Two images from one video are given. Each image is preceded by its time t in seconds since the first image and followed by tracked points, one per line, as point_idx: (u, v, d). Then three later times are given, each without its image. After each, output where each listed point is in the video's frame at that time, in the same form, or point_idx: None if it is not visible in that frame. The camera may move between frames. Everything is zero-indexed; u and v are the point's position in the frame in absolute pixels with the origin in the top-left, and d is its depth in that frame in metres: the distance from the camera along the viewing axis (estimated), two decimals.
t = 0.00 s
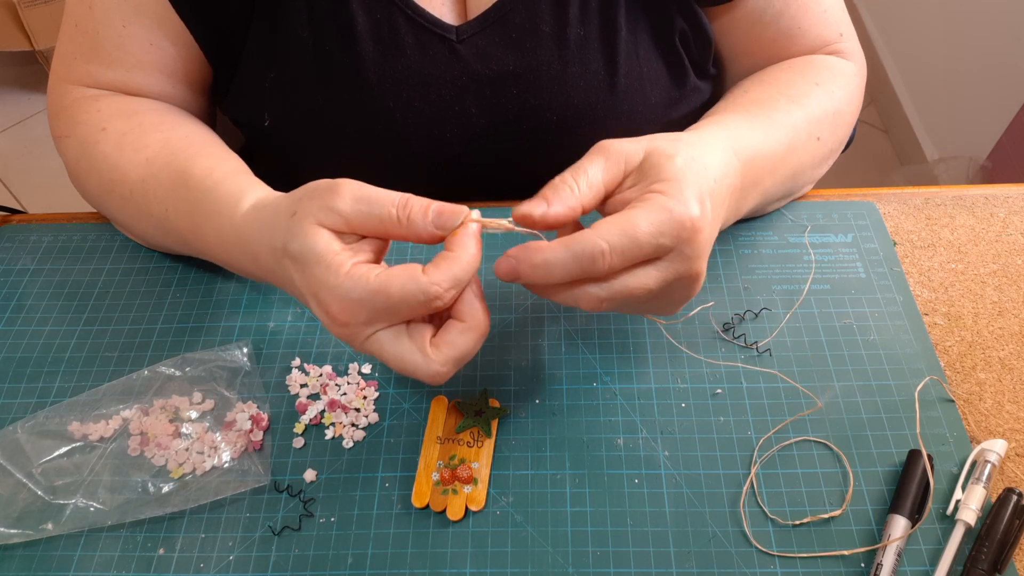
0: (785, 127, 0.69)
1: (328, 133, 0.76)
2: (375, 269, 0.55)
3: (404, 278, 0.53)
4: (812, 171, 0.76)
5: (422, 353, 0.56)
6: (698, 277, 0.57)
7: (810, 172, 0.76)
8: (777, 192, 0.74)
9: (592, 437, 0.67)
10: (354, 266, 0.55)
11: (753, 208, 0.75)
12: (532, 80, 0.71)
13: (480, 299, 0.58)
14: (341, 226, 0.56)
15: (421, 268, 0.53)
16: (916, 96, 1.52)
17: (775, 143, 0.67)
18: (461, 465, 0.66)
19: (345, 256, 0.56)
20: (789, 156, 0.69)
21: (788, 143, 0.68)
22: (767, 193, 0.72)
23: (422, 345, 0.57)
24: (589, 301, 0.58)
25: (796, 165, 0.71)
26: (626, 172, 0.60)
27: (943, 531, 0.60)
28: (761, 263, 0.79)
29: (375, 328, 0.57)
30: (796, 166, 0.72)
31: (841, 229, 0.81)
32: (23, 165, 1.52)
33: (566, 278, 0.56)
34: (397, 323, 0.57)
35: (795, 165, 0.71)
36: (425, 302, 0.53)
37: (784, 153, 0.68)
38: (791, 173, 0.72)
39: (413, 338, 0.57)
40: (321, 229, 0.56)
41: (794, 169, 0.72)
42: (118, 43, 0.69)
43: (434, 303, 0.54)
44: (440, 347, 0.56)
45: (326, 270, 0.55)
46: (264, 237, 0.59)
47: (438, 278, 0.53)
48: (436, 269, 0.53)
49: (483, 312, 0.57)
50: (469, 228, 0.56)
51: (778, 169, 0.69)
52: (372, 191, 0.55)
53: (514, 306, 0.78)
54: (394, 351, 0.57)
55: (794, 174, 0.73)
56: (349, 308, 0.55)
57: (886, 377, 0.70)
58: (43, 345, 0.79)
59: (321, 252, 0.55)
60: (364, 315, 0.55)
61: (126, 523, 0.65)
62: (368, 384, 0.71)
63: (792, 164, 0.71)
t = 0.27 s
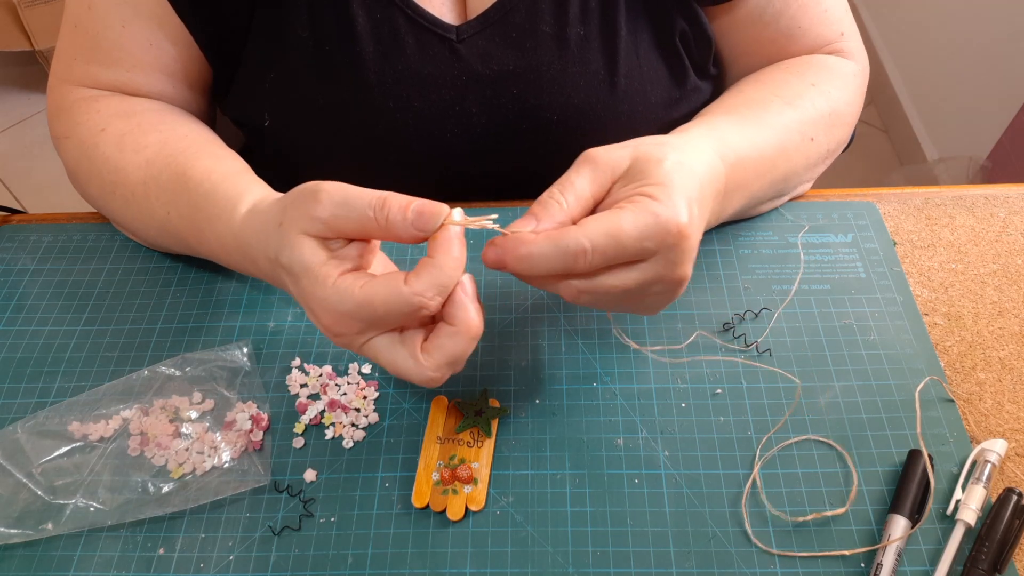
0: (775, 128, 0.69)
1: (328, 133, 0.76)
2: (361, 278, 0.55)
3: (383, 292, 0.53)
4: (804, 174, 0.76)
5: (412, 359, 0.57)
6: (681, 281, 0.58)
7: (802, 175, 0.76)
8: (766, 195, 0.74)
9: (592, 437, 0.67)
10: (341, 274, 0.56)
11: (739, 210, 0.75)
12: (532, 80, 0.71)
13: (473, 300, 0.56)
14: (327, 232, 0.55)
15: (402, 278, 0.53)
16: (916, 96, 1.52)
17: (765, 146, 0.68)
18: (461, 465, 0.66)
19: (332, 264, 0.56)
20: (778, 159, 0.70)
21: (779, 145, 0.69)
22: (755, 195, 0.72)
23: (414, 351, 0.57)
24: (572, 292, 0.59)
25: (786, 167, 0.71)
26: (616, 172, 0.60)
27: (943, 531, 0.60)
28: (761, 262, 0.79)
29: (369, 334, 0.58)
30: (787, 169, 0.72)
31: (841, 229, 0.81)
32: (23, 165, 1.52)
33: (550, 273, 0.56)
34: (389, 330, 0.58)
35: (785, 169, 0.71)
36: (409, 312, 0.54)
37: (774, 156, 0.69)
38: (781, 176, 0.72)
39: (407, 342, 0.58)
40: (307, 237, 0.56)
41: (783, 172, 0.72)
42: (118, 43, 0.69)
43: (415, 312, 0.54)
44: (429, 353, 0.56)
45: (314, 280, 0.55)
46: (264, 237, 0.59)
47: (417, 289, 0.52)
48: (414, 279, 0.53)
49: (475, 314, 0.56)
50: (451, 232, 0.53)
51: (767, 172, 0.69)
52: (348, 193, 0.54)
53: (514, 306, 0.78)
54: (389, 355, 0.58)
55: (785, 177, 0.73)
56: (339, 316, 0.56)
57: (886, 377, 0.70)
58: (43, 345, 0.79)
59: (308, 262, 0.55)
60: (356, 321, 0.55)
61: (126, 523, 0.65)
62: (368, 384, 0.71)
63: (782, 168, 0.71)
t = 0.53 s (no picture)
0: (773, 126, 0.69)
1: (328, 133, 0.76)
2: (364, 284, 0.56)
3: (383, 302, 0.53)
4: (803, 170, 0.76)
5: (418, 361, 0.57)
6: (710, 268, 0.57)
7: (802, 174, 0.75)
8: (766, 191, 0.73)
9: (592, 437, 0.67)
10: (341, 280, 0.56)
11: (742, 210, 0.75)
12: (531, 79, 0.71)
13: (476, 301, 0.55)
14: (327, 233, 0.55)
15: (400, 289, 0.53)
16: (916, 96, 1.52)
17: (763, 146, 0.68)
18: (461, 465, 0.66)
19: (332, 269, 0.56)
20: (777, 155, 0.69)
21: (777, 143, 0.68)
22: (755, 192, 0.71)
23: (416, 354, 0.57)
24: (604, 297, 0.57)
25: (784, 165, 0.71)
26: (620, 174, 0.60)
27: (943, 531, 0.60)
28: (761, 262, 0.79)
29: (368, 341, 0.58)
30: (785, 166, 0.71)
31: (841, 229, 0.81)
32: (23, 165, 1.52)
33: (573, 274, 0.55)
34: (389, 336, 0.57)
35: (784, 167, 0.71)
36: (412, 319, 0.54)
37: (772, 153, 0.68)
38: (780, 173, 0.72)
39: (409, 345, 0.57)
40: (309, 239, 0.56)
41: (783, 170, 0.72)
42: (118, 43, 0.69)
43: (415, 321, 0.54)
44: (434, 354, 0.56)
45: (315, 285, 0.56)
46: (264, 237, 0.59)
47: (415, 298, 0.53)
48: (413, 289, 0.53)
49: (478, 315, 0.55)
50: (451, 240, 0.53)
51: (766, 169, 0.69)
52: (349, 195, 0.53)
53: (514, 306, 0.78)
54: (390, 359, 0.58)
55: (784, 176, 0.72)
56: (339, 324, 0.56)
57: (886, 377, 0.70)
58: (43, 345, 0.79)
59: (308, 266, 0.56)
60: (357, 326, 0.55)
61: (126, 523, 0.65)
62: (368, 384, 0.71)
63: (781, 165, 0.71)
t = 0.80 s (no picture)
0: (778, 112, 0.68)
1: (327, 130, 0.76)
2: (370, 269, 0.55)
3: (393, 284, 0.53)
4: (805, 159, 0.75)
5: (425, 344, 0.56)
6: (726, 246, 0.56)
7: (806, 165, 0.74)
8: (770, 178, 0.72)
9: (592, 437, 0.67)
10: (348, 265, 0.55)
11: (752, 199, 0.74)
12: (529, 75, 0.71)
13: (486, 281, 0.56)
14: (335, 221, 0.55)
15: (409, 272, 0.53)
16: (916, 96, 1.52)
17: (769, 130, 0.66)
18: (461, 465, 0.66)
19: (337, 254, 0.56)
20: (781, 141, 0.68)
21: (784, 129, 0.67)
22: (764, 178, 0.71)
23: (422, 337, 0.57)
24: (624, 288, 0.57)
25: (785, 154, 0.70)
26: (625, 161, 0.61)
27: (943, 531, 0.60)
28: (761, 263, 0.79)
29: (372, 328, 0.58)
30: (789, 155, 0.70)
31: (841, 229, 0.81)
32: (23, 165, 1.52)
33: (585, 267, 0.55)
34: (394, 322, 0.57)
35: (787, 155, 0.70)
36: (419, 304, 0.54)
37: (778, 140, 0.67)
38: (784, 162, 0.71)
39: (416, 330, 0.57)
40: (314, 224, 0.55)
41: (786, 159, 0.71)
42: (117, 43, 0.69)
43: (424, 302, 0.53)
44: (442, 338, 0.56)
45: (321, 270, 0.55)
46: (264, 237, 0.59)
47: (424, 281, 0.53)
48: (423, 271, 0.53)
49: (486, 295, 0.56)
50: (461, 226, 0.54)
51: (774, 156, 0.68)
52: (365, 182, 0.54)
53: (514, 306, 0.78)
54: (394, 345, 0.58)
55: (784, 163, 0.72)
56: (345, 309, 0.55)
57: (886, 377, 0.70)
58: (43, 345, 0.79)
59: (314, 249, 0.55)
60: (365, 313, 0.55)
61: (126, 523, 0.65)
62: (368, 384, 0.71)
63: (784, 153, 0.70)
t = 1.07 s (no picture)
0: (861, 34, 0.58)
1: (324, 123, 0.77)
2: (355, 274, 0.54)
3: (380, 293, 0.52)
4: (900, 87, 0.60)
5: (381, 360, 0.54)
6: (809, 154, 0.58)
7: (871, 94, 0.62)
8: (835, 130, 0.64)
9: (592, 437, 0.67)
10: (340, 265, 0.54)
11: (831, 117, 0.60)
12: (522, 60, 0.73)
13: (473, 325, 0.57)
14: (359, 231, 0.56)
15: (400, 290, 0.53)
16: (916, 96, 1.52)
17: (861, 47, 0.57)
18: (461, 465, 0.66)
19: (343, 256, 0.55)
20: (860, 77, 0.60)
21: (871, 44, 0.58)
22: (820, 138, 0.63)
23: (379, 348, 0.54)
24: (759, 148, 0.50)
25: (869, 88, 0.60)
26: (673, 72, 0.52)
27: (943, 531, 0.60)
28: (761, 263, 0.79)
29: (326, 331, 0.54)
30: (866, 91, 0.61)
31: (841, 229, 0.81)
32: (23, 165, 1.52)
33: (700, 212, 0.54)
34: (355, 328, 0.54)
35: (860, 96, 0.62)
36: (389, 323, 0.52)
37: (858, 47, 0.56)
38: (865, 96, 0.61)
39: (376, 343, 0.54)
40: (338, 222, 0.56)
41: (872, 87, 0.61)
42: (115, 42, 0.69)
43: (402, 319, 0.52)
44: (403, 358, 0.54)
45: (312, 255, 0.53)
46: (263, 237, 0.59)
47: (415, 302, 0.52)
48: (418, 293, 0.53)
49: (467, 339, 0.57)
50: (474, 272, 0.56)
51: (856, 65, 0.56)
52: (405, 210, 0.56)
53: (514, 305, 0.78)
54: (344, 355, 0.55)
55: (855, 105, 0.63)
56: (316, 302, 0.52)
57: (886, 377, 0.70)
58: (43, 345, 0.79)
59: (322, 241, 0.54)
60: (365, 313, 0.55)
61: (126, 523, 0.65)
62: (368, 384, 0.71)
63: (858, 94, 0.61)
